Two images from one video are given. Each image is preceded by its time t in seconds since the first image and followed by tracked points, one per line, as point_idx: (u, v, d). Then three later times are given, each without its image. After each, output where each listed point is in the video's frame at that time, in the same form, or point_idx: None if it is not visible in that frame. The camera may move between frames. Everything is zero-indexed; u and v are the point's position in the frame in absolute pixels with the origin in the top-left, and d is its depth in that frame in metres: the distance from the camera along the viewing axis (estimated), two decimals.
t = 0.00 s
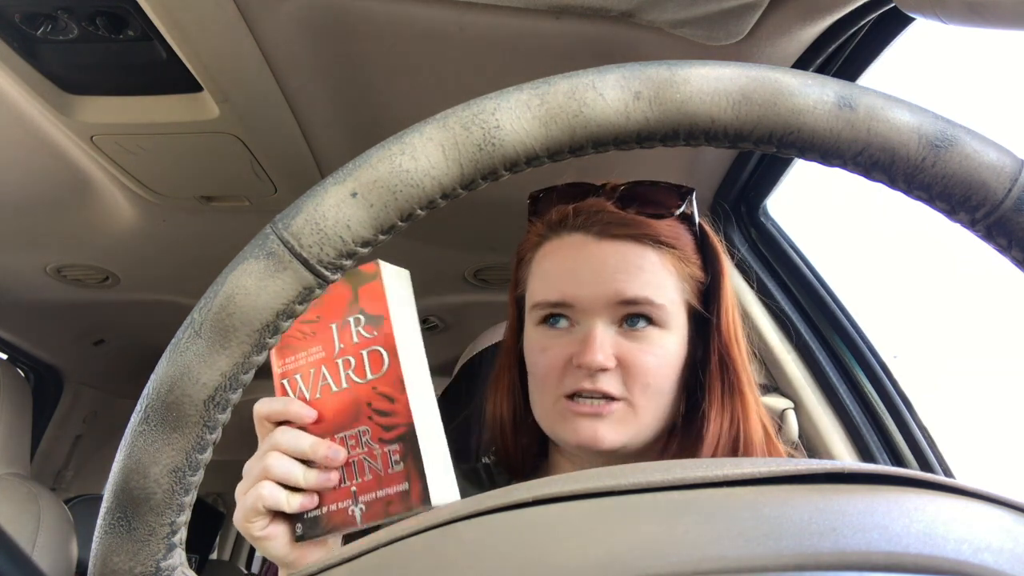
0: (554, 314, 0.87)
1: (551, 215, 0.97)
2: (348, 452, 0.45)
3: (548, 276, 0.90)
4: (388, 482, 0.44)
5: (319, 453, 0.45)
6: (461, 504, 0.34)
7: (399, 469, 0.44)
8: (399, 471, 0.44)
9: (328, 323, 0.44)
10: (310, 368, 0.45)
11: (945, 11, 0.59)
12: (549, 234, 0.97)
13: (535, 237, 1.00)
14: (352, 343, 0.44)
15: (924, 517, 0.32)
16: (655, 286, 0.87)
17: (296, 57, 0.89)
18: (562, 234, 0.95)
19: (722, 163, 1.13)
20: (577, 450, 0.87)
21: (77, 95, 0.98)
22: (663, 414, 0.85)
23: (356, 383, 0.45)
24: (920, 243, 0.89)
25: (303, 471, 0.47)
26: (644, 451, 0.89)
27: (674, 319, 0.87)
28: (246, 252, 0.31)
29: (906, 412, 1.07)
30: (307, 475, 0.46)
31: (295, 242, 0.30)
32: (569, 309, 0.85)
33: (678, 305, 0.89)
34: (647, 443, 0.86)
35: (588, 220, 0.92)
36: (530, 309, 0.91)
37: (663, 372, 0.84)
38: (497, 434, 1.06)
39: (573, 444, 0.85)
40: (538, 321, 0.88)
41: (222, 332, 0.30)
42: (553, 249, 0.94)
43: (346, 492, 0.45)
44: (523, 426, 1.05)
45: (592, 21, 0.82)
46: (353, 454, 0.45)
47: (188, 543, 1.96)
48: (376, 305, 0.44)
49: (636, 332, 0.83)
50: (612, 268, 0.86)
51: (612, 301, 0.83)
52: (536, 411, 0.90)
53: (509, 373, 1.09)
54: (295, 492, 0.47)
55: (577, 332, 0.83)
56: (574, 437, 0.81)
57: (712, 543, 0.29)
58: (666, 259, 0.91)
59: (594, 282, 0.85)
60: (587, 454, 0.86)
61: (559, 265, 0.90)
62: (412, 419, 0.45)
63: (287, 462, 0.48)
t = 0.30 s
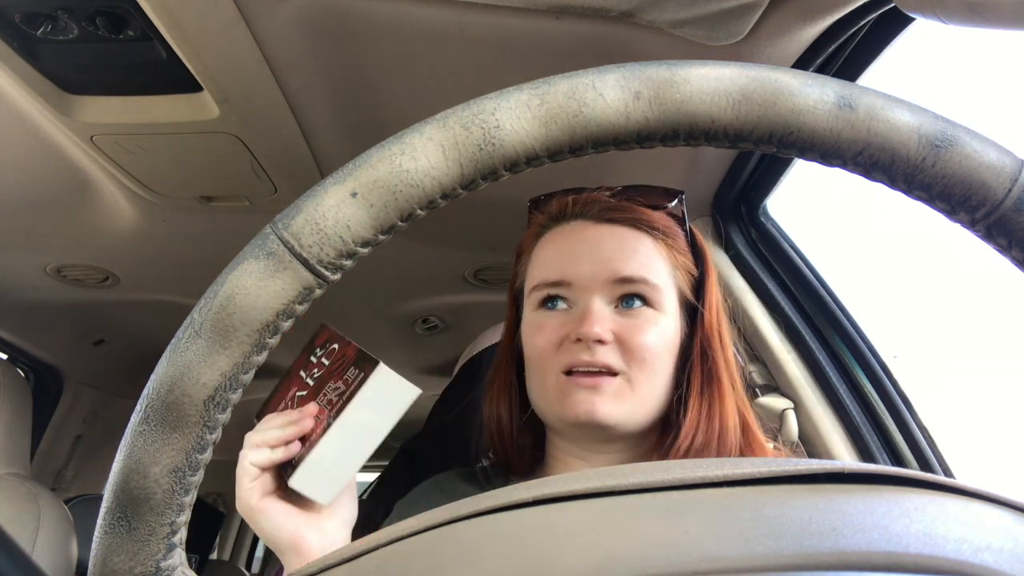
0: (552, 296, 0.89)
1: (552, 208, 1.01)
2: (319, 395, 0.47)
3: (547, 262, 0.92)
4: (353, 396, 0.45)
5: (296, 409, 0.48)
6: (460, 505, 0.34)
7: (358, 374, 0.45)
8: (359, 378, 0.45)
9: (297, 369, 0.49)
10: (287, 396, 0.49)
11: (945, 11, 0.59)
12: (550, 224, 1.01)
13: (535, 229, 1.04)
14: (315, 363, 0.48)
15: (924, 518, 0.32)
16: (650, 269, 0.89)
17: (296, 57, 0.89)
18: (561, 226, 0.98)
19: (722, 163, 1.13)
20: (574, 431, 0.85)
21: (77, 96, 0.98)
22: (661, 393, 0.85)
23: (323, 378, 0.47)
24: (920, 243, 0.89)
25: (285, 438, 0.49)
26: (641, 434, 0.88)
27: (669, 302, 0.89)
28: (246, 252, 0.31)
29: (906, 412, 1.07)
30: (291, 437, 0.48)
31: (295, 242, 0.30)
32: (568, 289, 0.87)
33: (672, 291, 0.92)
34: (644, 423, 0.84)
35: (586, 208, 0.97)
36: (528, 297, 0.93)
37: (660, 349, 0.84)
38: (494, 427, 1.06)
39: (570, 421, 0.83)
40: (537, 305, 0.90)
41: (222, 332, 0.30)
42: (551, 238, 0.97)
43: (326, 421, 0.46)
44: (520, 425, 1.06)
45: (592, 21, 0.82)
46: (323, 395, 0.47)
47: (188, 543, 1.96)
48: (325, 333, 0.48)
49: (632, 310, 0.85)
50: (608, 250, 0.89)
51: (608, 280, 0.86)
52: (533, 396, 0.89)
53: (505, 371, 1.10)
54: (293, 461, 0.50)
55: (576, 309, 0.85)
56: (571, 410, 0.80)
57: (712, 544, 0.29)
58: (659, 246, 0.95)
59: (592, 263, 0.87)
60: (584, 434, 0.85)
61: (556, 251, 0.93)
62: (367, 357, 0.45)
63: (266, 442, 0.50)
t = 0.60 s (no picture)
0: (551, 296, 0.88)
1: (551, 209, 1.01)
2: (307, 392, 0.45)
3: (546, 262, 0.92)
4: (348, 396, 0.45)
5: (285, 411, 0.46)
6: (459, 505, 0.34)
7: (350, 374, 0.46)
8: (350, 378, 0.45)
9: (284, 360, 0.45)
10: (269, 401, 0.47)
11: (945, 11, 0.59)
12: (549, 225, 1.01)
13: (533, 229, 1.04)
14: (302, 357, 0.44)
15: (925, 518, 0.32)
16: (647, 270, 0.90)
17: (296, 57, 0.89)
18: (559, 227, 0.98)
19: (722, 163, 1.13)
20: (571, 428, 0.85)
21: (77, 96, 0.98)
22: (658, 391, 0.84)
23: (310, 375, 0.45)
24: (920, 243, 0.89)
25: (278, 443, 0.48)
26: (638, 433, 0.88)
27: (666, 302, 0.90)
28: (245, 253, 0.31)
29: (906, 412, 1.07)
30: (285, 441, 0.48)
31: (295, 242, 0.30)
32: (566, 288, 0.87)
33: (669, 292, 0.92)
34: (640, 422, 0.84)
35: (585, 209, 0.97)
36: (527, 296, 0.93)
37: (657, 349, 0.84)
38: (490, 427, 1.05)
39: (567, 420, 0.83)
40: (535, 304, 0.90)
41: (222, 332, 0.30)
42: (550, 238, 0.97)
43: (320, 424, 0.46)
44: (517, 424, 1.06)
45: (592, 21, 0.82)
46: (313, 394, 0.45)
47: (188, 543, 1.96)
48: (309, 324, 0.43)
49: (630, 310, 0.85)
50: (606, 250, 0.89)
51: (606, 280, 0.86)
52: (529, 394, 0.88)
53: (501, 371, 1.10)
54: (287, 466, 0.49)
55: (574, 308, 0.85)
56: (568, 407, 0.79)
57: (713, 543, 0.29)
58: (656, 248, 0.95)
59: (590, 262, 0.88)
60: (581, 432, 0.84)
61: (555, 250, 0.93)
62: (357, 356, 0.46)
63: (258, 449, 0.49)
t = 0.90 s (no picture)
0: (557, 293, 0.88)
1: (561, 206, 1.01)
2: (302, 399, 0.47)
3: (552, 260, 0.93)
4: (336, 397, 0.46)
5: (281, 416, 0.48)
6: (460, 504, 0.34)
7: (339, 375, 0.46)
8: (341, 377, 0.46)
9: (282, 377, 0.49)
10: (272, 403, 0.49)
11: (945, 11, 0.59)
12: (557, 223, 1.01)
13: (540, 226, 1.04)
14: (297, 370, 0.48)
15: (924, 517, 0.32)
16: (654, 270, 0.90)
17: (295, 57, 0.89)
18: (567, 225, 0.99)
19: (722, 163, 1.13)
20: (573, 427, 0.85)
21: (76, 95, 0.98)
22: (660, 392, 0.84)
23: (306, 384, 0.47)
24: (920, 243, 0.89)
25: (271, 446, 0.49)
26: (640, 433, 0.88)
27: (671, 303, 0.90)
28: (246, 252, 0.31)
29: (906, 412, 1.07)
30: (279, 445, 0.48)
31: (295, 242, 0.30)
32: (574, 286, 0.87)
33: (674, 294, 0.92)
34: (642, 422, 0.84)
35: (596, 208, 0.98)
36: (532, 294, 0.93)
37: (661, 350, 0.84)
38: (492, 424, 1.05)
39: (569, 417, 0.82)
40: (541, 300, 0.90)
41: (222, 332, 0.30)
42: (556, 237, 0.97)
43: (313, 425, 0.46)
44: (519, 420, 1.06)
45: (592, 21, 0.82)
46: (307, 399, 0.47)
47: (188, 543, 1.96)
48: (305, 338, 0.48)
49: (635, 309, 0.85)
50: (614, 250, 0.90)
51: (614, 278, 0.86)
52: (532, 392, 0.88)
53: (503, 370, 1.10)
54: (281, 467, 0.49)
55: (581, 306, 0.85)
56: (572, 404, 0.79)
57: (712, 543, 0.29)
58: (662, 250, 0.95)
59: (598, 261, 0.88)
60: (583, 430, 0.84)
61: (561, 249, 0.93)
62: (345, 357, 0.46)
63: (250, 449, 0.50)
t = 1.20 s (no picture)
0: (559, 292, 0.88)
1: (563, 207, 1.01)
2: (302, 396, 0.47)
3: (553, 260, 0.93)
4: (337, 397, 0.46)
5: (280, 414, 0.47)
6: (460, 505, 0.34)
7: (339, 375, 0.46)
8: (342, 377, 0.46)
9: (280, 372, 0.48)
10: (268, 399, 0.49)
11: (945, 11, 0.59)
12: (559, 223, 1.01)
13: (542, 227, 1.04)
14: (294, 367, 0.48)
15: (924, 517, 0.32)
16: (655, 270, 0.90)
17: (295, 57, 0.89)
18: (568, 226, 0.99)
19: (722, 163, 1.13)
20: (574, 425, 0.85)
21: (77, 95, 0.98)
22: (661, 392, 0.84)
23: (304, 381, 0.47)
24: (920, 244, 0.89)
25: (271, 444, 0.49)
26: (641, 432, 0.88)
27: (672, 303, 0.90)
28: (246, 252, 0.31)
29: (906, 412, 1.07)
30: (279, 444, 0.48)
31: (295, 242, 0.30)
32: (576, 285, 0.87)
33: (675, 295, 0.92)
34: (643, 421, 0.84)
35: (597, 209, 0.98)
36: (533, 294, 0.93)
37: (662, 349, 0.84)
38: (492, 423, 1.05)
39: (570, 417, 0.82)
40: (542, 300, 0.90)
41: (222, 332, 0.30)
42: (558, 237, 0.97)
43: (313, 424, 0.46)
44: (519, 421, 1.06)
45: (592, 21, 0.82)
46: (307, 397, 0.47)
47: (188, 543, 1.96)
48: (302, 333, 0.47)
49: (637, 309, 0.85)
50: (615, 250, 0.90)
51: (615, 277, 0.86)
52: (533, 391, 0.88)
53: (504, 371, 1.10)
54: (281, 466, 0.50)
55: (582, 305, 0.85)
56: (574, 402, 0.79)
57: (712, 543, 0.29)
58: (663, 250, 0.95)
59: (600, 260, 0.88)
60: (584, 429, 0.84)
61: (563, 249, 0.93)
62: (346, 356, 0.46)
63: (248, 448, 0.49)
